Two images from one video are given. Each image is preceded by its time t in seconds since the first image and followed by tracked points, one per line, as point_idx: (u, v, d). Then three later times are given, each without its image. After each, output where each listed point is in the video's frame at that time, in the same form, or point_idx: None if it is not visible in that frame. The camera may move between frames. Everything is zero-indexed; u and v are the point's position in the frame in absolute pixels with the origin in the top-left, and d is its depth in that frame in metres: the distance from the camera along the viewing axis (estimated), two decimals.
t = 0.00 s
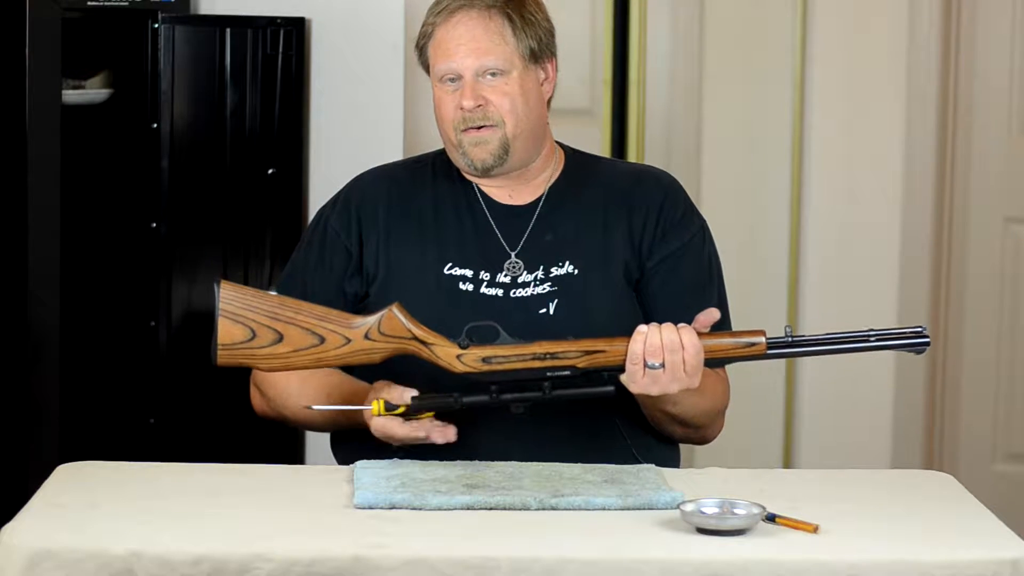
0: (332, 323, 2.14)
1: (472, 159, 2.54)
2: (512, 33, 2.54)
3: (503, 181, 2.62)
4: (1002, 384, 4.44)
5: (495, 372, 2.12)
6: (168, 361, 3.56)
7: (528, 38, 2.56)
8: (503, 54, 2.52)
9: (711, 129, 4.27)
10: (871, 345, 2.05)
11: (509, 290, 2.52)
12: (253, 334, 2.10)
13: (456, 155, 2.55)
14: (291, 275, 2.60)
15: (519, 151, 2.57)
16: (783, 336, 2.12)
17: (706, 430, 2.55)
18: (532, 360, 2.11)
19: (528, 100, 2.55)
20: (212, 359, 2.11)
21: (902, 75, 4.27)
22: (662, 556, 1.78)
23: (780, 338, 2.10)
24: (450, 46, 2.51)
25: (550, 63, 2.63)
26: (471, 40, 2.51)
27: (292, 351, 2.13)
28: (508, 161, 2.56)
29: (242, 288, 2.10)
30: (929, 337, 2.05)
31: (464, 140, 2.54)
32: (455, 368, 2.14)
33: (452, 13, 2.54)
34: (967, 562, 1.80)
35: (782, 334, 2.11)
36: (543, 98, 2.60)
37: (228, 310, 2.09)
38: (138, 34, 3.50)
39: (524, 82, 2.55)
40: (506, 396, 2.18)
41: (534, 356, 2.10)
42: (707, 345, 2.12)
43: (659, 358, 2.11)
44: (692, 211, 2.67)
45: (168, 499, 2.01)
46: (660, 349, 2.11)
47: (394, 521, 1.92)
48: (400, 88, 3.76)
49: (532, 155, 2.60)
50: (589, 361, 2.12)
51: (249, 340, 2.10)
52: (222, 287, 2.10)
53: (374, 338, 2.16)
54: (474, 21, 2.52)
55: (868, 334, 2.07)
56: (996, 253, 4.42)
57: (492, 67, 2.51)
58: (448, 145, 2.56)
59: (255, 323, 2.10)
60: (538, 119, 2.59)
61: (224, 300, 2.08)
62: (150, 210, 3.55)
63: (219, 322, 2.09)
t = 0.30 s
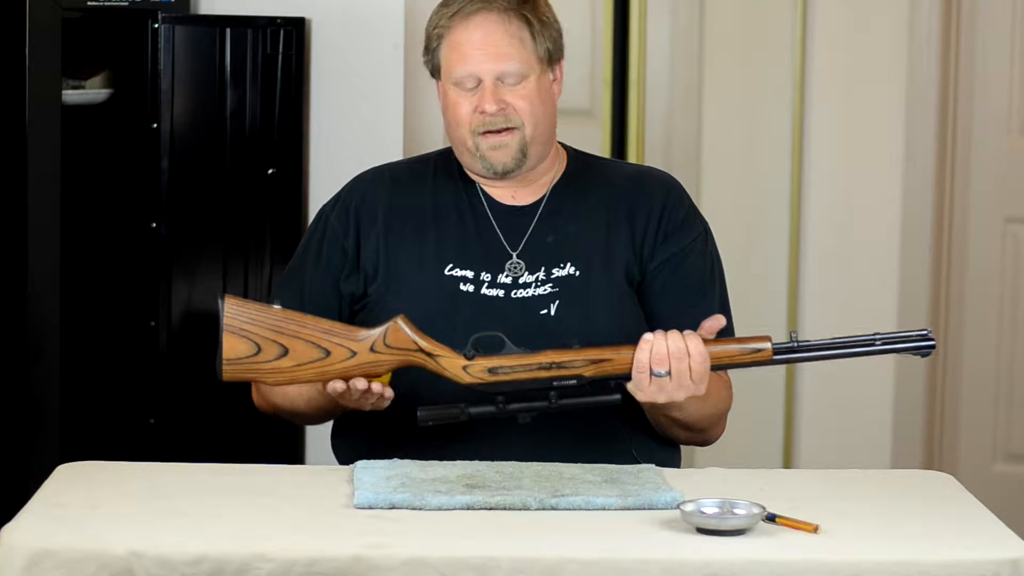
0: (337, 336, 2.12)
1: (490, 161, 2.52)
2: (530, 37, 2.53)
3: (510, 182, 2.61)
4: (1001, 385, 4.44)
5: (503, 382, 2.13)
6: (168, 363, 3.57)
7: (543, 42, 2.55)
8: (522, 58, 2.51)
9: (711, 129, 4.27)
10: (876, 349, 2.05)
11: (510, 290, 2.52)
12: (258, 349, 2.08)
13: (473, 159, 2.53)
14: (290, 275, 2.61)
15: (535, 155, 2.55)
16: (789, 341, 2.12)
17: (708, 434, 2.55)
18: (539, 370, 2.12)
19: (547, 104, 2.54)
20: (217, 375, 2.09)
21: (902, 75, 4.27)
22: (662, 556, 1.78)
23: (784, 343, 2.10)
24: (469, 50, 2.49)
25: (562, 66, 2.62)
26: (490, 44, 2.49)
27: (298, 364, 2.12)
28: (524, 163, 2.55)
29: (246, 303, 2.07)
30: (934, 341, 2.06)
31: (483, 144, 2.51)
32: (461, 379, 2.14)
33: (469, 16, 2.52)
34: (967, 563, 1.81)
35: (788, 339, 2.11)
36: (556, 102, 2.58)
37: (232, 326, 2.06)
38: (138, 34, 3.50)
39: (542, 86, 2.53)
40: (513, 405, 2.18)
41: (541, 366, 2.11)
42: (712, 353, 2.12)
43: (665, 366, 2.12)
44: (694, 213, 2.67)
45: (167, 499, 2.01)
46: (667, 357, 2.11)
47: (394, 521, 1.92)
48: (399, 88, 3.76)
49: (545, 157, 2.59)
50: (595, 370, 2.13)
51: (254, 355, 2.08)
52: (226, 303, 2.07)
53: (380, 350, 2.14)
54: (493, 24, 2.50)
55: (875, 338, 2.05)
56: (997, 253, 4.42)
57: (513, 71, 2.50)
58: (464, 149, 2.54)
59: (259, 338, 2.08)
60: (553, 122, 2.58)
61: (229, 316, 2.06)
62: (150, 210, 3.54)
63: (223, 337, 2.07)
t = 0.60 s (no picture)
0: (338, 346, 2.12)
1: (484, 170, 2.46)
2: (530, 47, 2.46)
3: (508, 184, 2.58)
4: (1001, 387, 4.41)
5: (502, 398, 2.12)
6: (168, 363, 3.56)
7: (544, 50, 2.49)
8: (521, 69, 2.44)
9: (711, 129, 4.27)
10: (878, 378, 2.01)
11: (511, 291, 2.51)
12: (258, 358, 2.08)
13: (467, 165, 2.48)
14: (290, 274, 2.59)
15: (529, 164, 2.50)
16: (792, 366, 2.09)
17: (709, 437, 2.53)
18: (538, 388, 2.10)
19: (545, 114, 2.48)
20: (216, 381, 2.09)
21: (901, 75, 4.27)
22: (662, 556, 1.78)
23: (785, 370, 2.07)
24: (468, 58, 2.43)
25: (565, 73, 2.56)
26: (490, 53, 2.42)
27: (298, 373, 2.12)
28: (519, 173, 2.50)
29: (248, 311, 2.07)
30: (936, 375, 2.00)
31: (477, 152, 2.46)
32: (460, 395, 2.13)
33: (470, 21, 2.45)
34: (967, 562, 1.81)
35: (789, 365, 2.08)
36: (556, 110, 2.52)
37: (233, 333, 2.07)
38: (138, 34, 3.50)
39: (541, 96, 2.47)
40: (510, 422, 2.21)
41: (540, 384, 2.09)
42: (713, 375, 2.10)
43: (665, 389, 2.10)
44: (696, 215, 2.65)
45: (167, 499, 2.01)
46: (667, 380, 2.09)
47: (394, 521, 1.92)
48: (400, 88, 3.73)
49: (541, 164, 2.54)
50: (594, 390, 2.11)
51: (254, 363, 2.08)
52: (228, 311, 2.08)
53: (380, 362, 2.13)
54: (494, 32, 2.44)
55: (875, 367, 2.02)
56: (997, 253, 4.38)
57: (511, 81, 2.43)
58: (459, 154, 2.49)
59: (260, 346, 2.08)
60: (551, 131, 2.52)
61: (230, 324, 2.07)
62: (150, 210, 3.53)
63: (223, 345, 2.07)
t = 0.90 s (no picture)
0: (333, 362, 2.12)
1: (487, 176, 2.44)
2: (534, 53, 2.44)
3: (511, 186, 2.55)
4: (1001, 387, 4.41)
5: (493, 422, 2.10)
6: (169, 364, 3.51)
7: (548, 56, 2.46)
8: (526, 75, 2.41)
9: (711, 128, 4.27)
10: (871, 420, 2.02)
11: (512, 293, 2.50)
12: (252, 368, 2.09)
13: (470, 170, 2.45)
14: (291, 273, 2.59)
15: (532, 170, 2.48)
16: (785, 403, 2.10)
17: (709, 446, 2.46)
18: (531, 413, 2.09)
19: (548, 120, 2.45)
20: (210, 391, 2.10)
21: (901, 75, 4.26)
22: (662, 556, 1.78)
23: (780, 407, 2.08)
24: (472, 63, 2.39)
25: (568, 78, 2.53)
26: (494, 59, 2.40)
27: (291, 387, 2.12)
28: (521, 179, 2.48)
29: (246, 321, 2.09)
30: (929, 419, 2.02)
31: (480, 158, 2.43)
32: (452, 416, 2.12)
33: (475, 26, 2.42)
34: (967, 562, 1.81)
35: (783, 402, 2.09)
36: (559, 117, 2.50)
37: (229, 343, 2.09)
38: (137, 34, 3.45)
39: (545, 103, 2.44)
40: (502, 445, 2.11)
41: (533, 409, 2.08)
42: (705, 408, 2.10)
43: (657, 420, 2.08)
44: (698, 219, 2.64)
45: (167, 499, 2.01)
46: (659, 412, 2.08)
47: (393, 521, 1.92)
48: (400, 88, 3.64)
49: (544, 170, 2.52)
50: (586, 418, 2.10)
51: (248, 373, 2.09)
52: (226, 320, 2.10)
53: (373, 379, 2.13)
54: (498, 38, 2.41)
55: (869, 409, 2.04)
56: (996, 253, 4.38)
57: (515, 88, 2.40)
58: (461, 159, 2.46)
59: (255, 356, 2.09)
60: (553, 137, 2.49)
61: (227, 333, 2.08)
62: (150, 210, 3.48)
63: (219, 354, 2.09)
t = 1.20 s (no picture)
0: (333, 362, 2.12)
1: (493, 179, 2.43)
2: (542, 57, 2.44)
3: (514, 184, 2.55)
4: (1001, 388, 4.39)
5: (490, 430, 2.09)
6: (168, 361, 3.43)
7: (555, 61, 2.46)
8: (533, 79, 2.41)
9: (711, 128, 4.27)
10: (868, 447, 2.05)
11: (513, 292, 2.49)
12: (252, 365, 2.09)
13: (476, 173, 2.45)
14: (291, 268, 2.58)
15: (538, 174, 2.48)
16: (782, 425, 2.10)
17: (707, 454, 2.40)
18: (528, 423, 2.08)
19: (554, 123, 2.45)
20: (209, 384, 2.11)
21: (901, 76, 4.26)
22: (662, 556, 1.78)
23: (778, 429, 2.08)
24: (479, 67, 2.39)
25: (573, 82, 2.53)
26: (502, 63, 2.40)
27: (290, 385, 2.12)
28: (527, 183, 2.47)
29: (248, 318, 2.10)
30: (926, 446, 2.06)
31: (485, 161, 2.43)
32: (450, 422, 2.11)
33: (482, 30, 2.42)
34: (967, 562, 1.81)
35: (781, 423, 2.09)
36: (565, 121, 2.50)
37: (231, 339, 2.09)
38: (137, 33, 3.36)
39: (551, 107, 2.44)
40: (497, 453, 2.11)
41: (530, 419, 2.08)
42: (703, 425, 2.10)
43: (654, 436, 2.08)
44: (701, 221, 2.64)
45: (167, 499, 2.01)
46: (658, 428, 2.08)
47: (393, 521, 1.92)
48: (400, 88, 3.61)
49: (549, 173, 2.52)
50: (583, 431, 2.09)
51: (248, 369, 2.09)
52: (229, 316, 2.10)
53: (373, 382, 2.13)
54: (506, 42, 2.41)
55: (867, 435, 2.07)
56: (995, 252, 4.37)
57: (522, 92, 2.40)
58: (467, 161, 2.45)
59: (255, 353, 2.09)
60: (559, 140, 2.49)
61: (229, 328, 2.09)
62: (150, 210, 3.39)
63: (220, 350, 2.09)
